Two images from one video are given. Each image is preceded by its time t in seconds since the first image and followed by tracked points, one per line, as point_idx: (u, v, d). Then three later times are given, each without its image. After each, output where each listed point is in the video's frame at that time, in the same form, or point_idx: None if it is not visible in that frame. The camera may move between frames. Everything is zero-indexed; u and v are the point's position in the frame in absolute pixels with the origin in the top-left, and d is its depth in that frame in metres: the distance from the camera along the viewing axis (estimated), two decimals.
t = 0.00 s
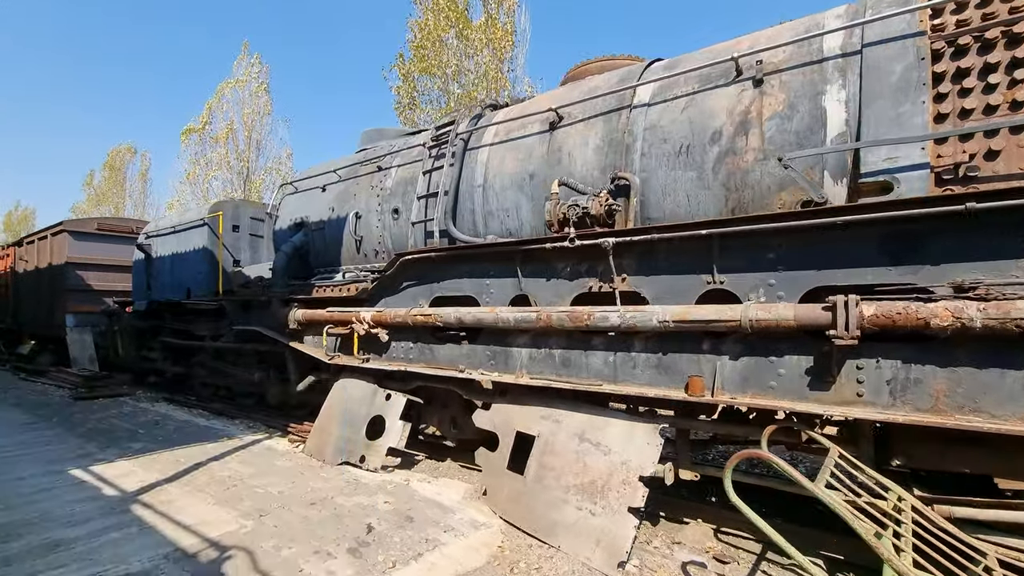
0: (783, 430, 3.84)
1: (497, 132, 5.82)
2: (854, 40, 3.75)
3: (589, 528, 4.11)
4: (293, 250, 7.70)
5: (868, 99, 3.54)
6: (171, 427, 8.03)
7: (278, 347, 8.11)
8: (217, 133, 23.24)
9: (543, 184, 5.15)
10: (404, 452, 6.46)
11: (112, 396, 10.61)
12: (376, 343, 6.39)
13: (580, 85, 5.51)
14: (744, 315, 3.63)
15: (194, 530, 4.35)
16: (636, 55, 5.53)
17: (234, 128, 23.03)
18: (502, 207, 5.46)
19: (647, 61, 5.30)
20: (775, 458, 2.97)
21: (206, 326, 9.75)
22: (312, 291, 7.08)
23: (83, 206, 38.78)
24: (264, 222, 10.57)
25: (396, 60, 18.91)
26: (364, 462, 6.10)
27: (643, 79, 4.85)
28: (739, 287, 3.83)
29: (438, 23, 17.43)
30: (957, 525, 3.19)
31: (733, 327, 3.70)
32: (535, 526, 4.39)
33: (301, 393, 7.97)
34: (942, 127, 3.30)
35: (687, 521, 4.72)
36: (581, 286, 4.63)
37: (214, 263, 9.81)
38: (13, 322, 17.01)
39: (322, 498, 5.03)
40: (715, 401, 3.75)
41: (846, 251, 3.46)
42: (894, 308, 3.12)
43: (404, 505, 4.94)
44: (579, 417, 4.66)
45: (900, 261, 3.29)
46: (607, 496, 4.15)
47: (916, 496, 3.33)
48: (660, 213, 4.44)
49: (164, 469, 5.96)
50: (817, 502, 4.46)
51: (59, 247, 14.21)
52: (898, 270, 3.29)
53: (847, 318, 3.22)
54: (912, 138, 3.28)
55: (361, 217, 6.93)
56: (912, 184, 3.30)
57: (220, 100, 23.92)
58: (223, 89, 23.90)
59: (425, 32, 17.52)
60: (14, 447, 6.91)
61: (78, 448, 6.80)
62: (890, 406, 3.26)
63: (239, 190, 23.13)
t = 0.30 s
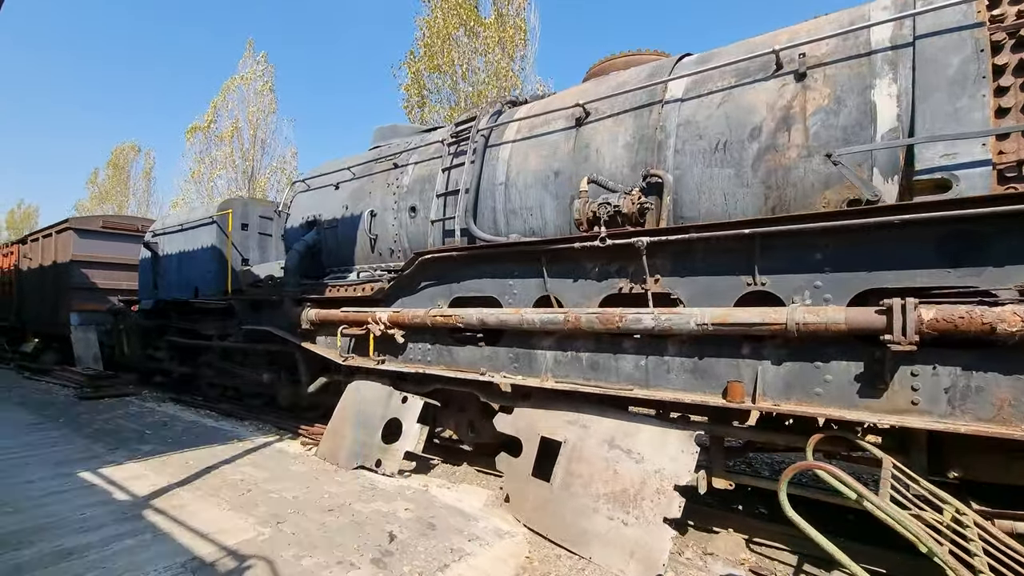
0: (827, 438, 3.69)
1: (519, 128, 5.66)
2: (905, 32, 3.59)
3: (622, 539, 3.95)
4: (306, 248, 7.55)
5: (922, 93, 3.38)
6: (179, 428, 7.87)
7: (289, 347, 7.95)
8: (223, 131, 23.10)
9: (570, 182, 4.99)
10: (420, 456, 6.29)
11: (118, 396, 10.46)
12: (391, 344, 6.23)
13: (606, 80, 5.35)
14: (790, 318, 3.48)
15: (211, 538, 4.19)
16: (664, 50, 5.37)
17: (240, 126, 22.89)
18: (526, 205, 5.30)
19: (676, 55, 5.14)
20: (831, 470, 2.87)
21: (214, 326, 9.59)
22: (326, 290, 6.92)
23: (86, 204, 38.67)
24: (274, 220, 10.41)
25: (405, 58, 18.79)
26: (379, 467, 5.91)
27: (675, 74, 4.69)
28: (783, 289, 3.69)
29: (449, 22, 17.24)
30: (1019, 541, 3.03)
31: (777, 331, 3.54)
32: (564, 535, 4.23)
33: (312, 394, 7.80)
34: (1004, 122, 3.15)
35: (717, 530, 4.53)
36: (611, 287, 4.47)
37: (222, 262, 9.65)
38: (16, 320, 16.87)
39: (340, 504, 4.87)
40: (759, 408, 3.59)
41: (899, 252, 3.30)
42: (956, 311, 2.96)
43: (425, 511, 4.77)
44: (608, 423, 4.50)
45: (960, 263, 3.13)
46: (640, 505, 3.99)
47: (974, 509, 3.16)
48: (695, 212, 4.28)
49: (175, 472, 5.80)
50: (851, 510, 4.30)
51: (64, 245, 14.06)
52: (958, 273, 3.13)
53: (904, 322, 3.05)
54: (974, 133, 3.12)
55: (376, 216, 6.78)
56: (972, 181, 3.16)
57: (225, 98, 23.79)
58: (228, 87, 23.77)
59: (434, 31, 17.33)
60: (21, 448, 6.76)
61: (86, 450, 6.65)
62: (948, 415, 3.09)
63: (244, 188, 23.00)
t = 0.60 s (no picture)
0: (873, 445, 3.57)
1: (537, 126, 5.51)
2: (950, 22, 3.45)
3: (657, 551, 3.80)
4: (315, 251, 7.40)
5: (971, 84, 3.25)
6: (188, 435, 7.72)
7: (299, 352, 7.81)
8: (224, 133, 22.96)
9: (592, 181, 4.85)
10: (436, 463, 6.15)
11: (123, 402, 10.30)
12: (406, 349, 6.08)
13: (627, 76, 5.20)
14: (835, 321, 3.33)
15: (229, 552, 4.04)
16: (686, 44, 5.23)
17: (241, 128, 22.74)
18: (546, 205, 5.16)
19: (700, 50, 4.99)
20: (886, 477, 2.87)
21: (222, 330, 9.44)
22: (337, 294, 6.77)
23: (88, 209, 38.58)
24: (280, 223, 10.26)
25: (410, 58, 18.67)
26: (396, 474, 5.76)
27: (701, 68, 4.55)
28: (825, 290, 3.55)
29: (453, 20, 17.20)
30: None
31: (820, 334, 3.40)
32: (594, 547, 4.08)
33: (323, 400, 7.66)
34: None
35: (750, 539, 4.42)
36: (639, 288, 4.33)
37: (229, 265, 9.51)
38: (18, 325, 16.71)
39: (359, 515, 4.73)
40: (801, 414, 3.46)
41: (951, 251, 3.16)
42: (1016, 313, 2.84)
43: (447, 522, 4.63)
44: (636, 429, 4.35)
45: (1017, 262, 2.99)
46: (675, 516, 3.85)
47: None
48: (726, 211, 4.15)
49: (187, 481, 5.65)
50: (892, 519, 4.17)
51: (67, 250, 13.90)
52: (1015, 272, 2.99)
53: (961, 324, 2.92)
54: None
55: (388, 217, 6.63)
56: None
57: (227, 100, 23.65)
58: (230, 90, 23.63)
59: (440, 28, 17.33)
60: (28, 457, 6.61)
61: (94, 459, 6.49)
62: (1007, 420, 2.96)
63: (246, 191, 22.85)
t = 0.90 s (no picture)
0: (916, 450, 3.46)
1: (554, 120, 5.36)
2: (997, 7, 3.31)
3: (688, 560, 3.65)
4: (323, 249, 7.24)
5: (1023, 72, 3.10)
6: (192, 438, 7.56)
7: (306, 352, 7.65)
8: (225, 131, 22.79)
9: (613, 176, 4.70)
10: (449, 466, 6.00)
11: (124, 403, 10.13)
12: (418, 349, 5.92)
13: (648, 68, 5.04)
14: (879, 320, 3.18)
15: (241, 562, 3.88)
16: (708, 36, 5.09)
17: (242, 126, 22.57)
18: (565, 201, 5.00)
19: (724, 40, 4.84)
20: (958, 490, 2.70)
21: (225, 330, 9.27)
22: (346, 293, 6.62)
23: (86, 208, 38.37)
24: (284, 221, 10.10)
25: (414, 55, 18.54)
26: (408, 478, 5.59)
27: (728, 58, 4.39)
28: (866, 287, 3.40)
29: (458, 16, 17.06)
30: None
31: (862, 334, 3.25)
32: (620, 555, 3.93)
33: (330, 402, 7.50)
34: None
35: (778, 546, 4.28)
36: (665, 287, 4.18)
37: (233, 264, 9.35)
38: (17, 325, 16.52)
39: (374, 522, 4.57)
40: (843, 418, 3.31)
41: (1003, 246, 3.02)
42: None
43: (465, 529, 4.47)
44: (662, 433, 4.20)
45: None
46: (706, 524, 3.70)
47: None
48: (756, 206, 4.00)
49: (194, 486, 5.49)
50: (929, 526, 4.04)
51: (67, 249, 13.70)
52: None
53: (1018, 322, 2.78)
54: None
55: (398, 214, 6.47)
56: None
57: (227, 98, 23.47)
58: (230, 88, 23.45)
59: (445, 24, 17.20)
60: (28, 461, 6.43)
61: (97, 462, 6.32)
62: None
63: (247, 189, 22.69)
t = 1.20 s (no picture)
0: (964, 459, 3.32)
1: (569, 113, 5.18)
2: None
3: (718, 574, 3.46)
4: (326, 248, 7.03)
5: None
6: (190, 442, 7.33)
7: (308, 354, 7.45)
8: (223, 131, 22.55)
9: (633, 171, 4.52)
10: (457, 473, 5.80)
11: (119, 406, 9.89)
12: (426, 351, 5.72)
13: (668, 59, 4.87)
14: (926, 320, 3.00)
15: None
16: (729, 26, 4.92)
17: (240, 126, 22.34)
18: (581, 197, 4.82)
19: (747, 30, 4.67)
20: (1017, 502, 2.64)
21: (224, 331, 9.05)
22: (350, 293, 6.42)
23: (81, 208, 38.04)
24: (285, 220, 9.90)
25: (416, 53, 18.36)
26: (416, 485, 5.39)
27: (754, 48, 4.22)
28: (908, 286, 3.22)
29: (461, 13, 16.92)
30: None
31: (907, 334, 3.08)
32: (645, 568, 3.73)
33: (332, 405, 7.30)
34: None
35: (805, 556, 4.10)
36: (690, 286, 3.99)
37: (232, 264, 9.13)
38: (11, 326, 16.25)
39: (383, 532, 4.36)
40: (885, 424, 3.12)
41: None
42: None
43: (479, 539, 4.27)
44: (686, 439, 4.01)
45: None
46: (737, 535, 3.51)
47: None
48: (786, 201, 3.83)
49: (193, 493, 5.27)
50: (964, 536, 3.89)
51: (62, 249, 13.44)
52: None
53: None
54: None
55: (405, 212, 6.28)
56: None
57: (225, 97, 23.24)
58: (228, 87, 23.22)
59: (448, 21, 17.07)
60: (20, 467, 6.20)
61: (91, 469, 6.09)
62: None
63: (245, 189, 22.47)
